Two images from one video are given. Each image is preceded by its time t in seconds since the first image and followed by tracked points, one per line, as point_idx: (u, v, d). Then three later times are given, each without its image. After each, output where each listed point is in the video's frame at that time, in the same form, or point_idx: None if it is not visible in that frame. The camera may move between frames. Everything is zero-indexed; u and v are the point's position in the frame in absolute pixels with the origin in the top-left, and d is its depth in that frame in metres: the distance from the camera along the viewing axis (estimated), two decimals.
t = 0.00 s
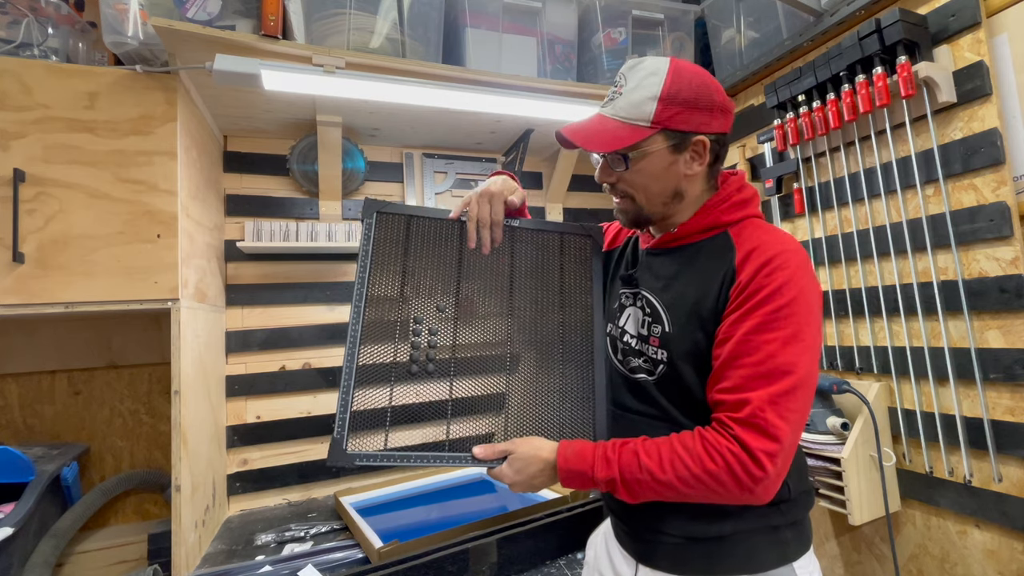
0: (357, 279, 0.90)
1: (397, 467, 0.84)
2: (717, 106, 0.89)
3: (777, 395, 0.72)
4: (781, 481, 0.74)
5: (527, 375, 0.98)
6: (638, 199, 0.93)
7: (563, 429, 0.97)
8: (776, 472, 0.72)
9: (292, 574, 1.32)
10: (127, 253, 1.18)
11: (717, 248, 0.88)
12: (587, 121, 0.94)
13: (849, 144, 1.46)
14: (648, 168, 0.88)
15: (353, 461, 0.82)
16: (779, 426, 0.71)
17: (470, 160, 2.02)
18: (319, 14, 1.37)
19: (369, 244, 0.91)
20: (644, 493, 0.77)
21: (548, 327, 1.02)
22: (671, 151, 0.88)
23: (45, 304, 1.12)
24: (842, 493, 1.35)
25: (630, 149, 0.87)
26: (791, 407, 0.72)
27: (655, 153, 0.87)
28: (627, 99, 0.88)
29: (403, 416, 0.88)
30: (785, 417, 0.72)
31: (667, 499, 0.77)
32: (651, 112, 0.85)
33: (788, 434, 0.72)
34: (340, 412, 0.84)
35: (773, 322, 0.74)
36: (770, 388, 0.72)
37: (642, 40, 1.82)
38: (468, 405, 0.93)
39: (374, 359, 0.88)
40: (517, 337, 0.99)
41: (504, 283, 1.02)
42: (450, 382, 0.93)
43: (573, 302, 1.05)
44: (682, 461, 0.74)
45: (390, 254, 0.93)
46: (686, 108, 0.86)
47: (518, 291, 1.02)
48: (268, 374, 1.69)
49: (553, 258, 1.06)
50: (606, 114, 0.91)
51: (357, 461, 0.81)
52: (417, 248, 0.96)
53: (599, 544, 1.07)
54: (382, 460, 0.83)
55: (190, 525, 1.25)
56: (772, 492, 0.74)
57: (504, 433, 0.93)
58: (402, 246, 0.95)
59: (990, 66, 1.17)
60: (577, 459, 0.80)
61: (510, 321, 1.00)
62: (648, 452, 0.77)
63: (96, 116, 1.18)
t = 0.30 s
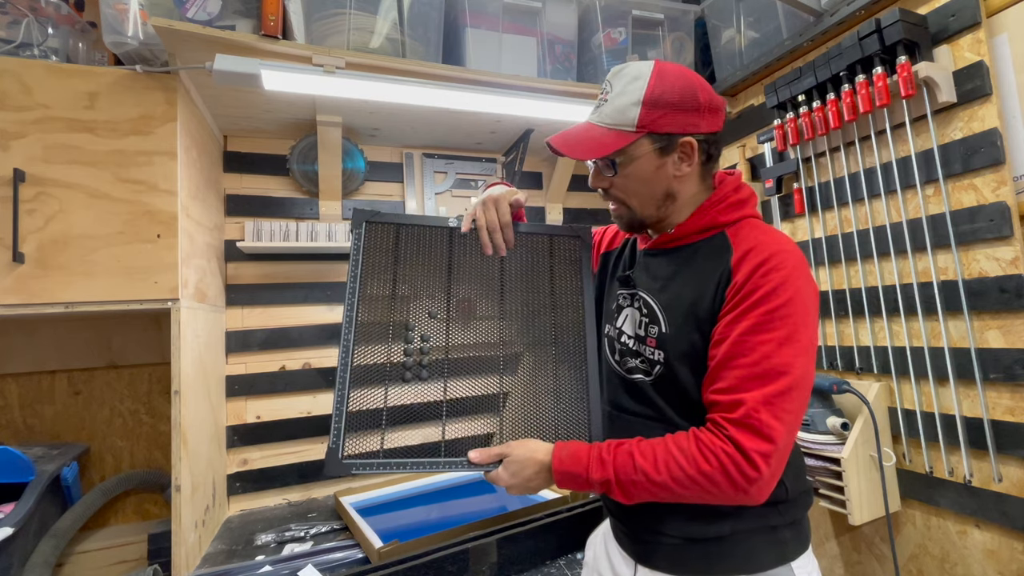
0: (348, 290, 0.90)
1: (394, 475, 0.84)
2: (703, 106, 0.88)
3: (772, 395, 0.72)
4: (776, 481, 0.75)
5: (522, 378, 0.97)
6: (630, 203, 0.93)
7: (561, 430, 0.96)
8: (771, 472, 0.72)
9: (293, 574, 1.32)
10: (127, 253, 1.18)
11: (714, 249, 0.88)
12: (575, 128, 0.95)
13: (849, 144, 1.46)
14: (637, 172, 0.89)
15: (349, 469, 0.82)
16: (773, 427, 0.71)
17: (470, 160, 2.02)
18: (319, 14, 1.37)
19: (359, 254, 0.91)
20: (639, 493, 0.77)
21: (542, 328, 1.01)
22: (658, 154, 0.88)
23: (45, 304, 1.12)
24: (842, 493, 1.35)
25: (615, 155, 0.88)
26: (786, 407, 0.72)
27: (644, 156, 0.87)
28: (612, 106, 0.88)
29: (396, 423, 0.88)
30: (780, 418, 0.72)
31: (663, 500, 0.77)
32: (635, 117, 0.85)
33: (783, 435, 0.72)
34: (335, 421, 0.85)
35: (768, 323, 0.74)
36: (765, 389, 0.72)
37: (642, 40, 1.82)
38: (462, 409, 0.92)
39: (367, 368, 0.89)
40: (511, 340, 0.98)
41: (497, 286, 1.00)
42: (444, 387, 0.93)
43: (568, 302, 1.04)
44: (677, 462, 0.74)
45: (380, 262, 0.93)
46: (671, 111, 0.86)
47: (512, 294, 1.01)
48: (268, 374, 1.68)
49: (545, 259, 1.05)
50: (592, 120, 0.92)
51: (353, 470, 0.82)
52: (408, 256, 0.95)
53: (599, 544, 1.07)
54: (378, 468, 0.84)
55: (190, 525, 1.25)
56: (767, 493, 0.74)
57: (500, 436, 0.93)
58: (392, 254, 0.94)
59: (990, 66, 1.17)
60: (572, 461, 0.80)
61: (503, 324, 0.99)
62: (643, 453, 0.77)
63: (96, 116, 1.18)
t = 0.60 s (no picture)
0: (338, 303, 0.92)
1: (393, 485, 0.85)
2: (702, 103, 0.89)
3: (770, 394, 0.72)
4: (775, 480, 0.74)
5: (519, 380, 0.96)
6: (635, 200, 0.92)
7: (561, 433, 0.94)
8: (770, 471, 0.72)
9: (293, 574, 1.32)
10: (127, 253, 1.18)
11: (713, 248, 0.88)
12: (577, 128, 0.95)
13: (849, 144, 1.46)
14: (640, 167, 0.88)
15: (349, 483, 0.84)
16: (771, 425, 0.71)
17: (470, 160, 2.02)
18: (319, 14, 1.37)
19: (347, 267, 0.94)
20: (638, 495, 0.77)
21: (537, 328, 0.99)
22: (660, 150, 0.88)
23: (45, 304, 1.12)
24: (842, 493, 1.35)
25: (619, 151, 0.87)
26: (784, 406, 0.72)
27: (646, 151, 0.87)
28: (613, 104, 0.89)
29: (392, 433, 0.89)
30: (779, 416, 0.72)
31: (662, 501, 0.77)
32: (637, 113, 0.86)
33: (782, 433, 0.72)
34: (333, 435, 0.86)
35: (767, 321, 0.74)
36: (764, 388, 0.72)
37: (643, 40, 1.82)
38: (458, 416, 0.92)
39: (361, 380, 0.90)
40: (505, 343, 0.97)
41: (488, 289, 1.00)
42: (439, 393, 0.92)
43: (562, 301, 1.02)
44: (676, 462, 0.74)
45: (369, 273, 0.95)
46: (672, 106, 0.86)
47: (503, 295, 1.00)
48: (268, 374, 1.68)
49: (536, 259, 1.04)
50: (594, 119, 0.92)
51: (353, 484, 0.84)
52: (395, 265, 0.97)
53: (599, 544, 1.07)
54: (376, 480, 0.85)
55: (190, 525, 1.25)
56: (766, 492, 0.74)
57: (499, 441, 0.92)
58: (380, 264, 0.96)
59: (990, 66, 1.17)
60: (571, 463, 0.80)
61: (496, 328, 0.98)
62: (641, 454, 0.77)
63: (96, 116, 1.18)
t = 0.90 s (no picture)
0: (337, 314, 0.95)
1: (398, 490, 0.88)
2: (703, 97, 0.90)
3: (770, 392, 0.72)
4: (775, 479, 0.74)
5: (517, 382, 0.94)
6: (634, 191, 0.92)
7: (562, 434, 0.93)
8: (769, 469, 0.72)
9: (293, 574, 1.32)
10: (127, 253, 1.18)
11: (713, 249, 0.88)
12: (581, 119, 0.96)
13: (849, 144, 1.47)
14: (640, 155, 0.88)
15: (356, 489, 0.87)
16: (771, 423, 0.71)
17: (470, 160, 2.02)
18: (319, 14, 1.37)
19: (344, 279, 0.96)
20: (638, 495, 0.77)
21: (536, 328, 0.96)
22: (660, 138, 0.88)
23: (45, 304, 1.12)
24: (842, 493, 1.35)
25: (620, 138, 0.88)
26: (783, 403, 0.72)
27: (647, 140, 0.88)
28: (615, 94, 0.90)
29: (394, 439, 0.90)
30: (778, 414, 0.72)
31: (662, 501, 0.77)
32: (638, 101, 0.87)
33: (781, 431, 0.72)
34: (339, 443, 0.90)
35: (767, 320, 0.74)
36: (763, 385, 0.72)
37: (643, 40, 1.82)
38: (458, 420, 0.92)
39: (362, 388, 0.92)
40: (502, 345, 0.95)
41: (483, 289, 0.98)
42: (437, 398, 0.92)
43: (561, 299, 0.97)
44: (675, 461, 0.74)
45: (366, 283, 0.96)
46: (672, 97, 0.87)
47: (498, 296, 0.97)
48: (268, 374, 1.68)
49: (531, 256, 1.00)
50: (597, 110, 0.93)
51: (359, 490, 0.87)
52: (390, 271, 0.97)
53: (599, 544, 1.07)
54: (381, 486, 0.87)
55: (190, 525, 1.25)
56: (766, 490, 0.74)
57: (500, 443, 0.92)
58: (375, 272, 0.97)
59: (990, 66, 1.17)
60: (570, 467, 0.79)
61: (492, 329, 0.96)
62: (640, 455, 0.77)
63: (96, 116, 1.18)
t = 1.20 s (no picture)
0: (342, 326, 0.99)
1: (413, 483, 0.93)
2: (689, 94, 0.92)
3: (767, 384, 0.72)
4: (770, 472, 0.74)
5: (515, 381, 0.93)
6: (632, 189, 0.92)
7: (564, 430, 0.91)
8: (764, 461, 0.72)
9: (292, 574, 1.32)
10: (127, 252, 1.18)
11: (715, 247, 0.88)
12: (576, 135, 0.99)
13: (849, 144, 1.46)
14: (636, 154, 0.89)
15: (376, 484, 0.94)
16: (767, 415, 0.71)
17: (470, 160, 2.02)
18: (319, 14, 1.37)
19: (344, 291, 0.99)
20: (633, 490, 0.77)
21: (530, 328, 0.92)
22: (653, 135, 0.89)
23: (45, 304, 1.12)
24: (842, 493, 1.35)
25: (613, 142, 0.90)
26: (780, 396, 0.72)
27: (641, 139, 0.89)
28: (604, 105, 0.93)
29: (403, 440, 0.94)
30: (775, 406, 0.72)
31: (657, 496, 0.77)
32: (626, 106, 0.89)
33: (777, 423, 0.72)
34: (358, 444, 0.96)
35: (765, 314, 0.75)
36: (760, 378, 0.72)
37: (642, 40, 1.82)
38: (460, 420, 0.93)
39: (372, 392, 0.97)
40: (497, 345, 0.94)
41: (474, 289, 0.95)
42: (439, 400, 0.94)
43: (553, 297, 0.92)
44: (670, 455, 0.75)
45: (366, 292, 0.98)
46: (659, 97, 0.89)
47: (490, 296, 0.94)
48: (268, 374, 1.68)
49: (519, 252, 0.93)
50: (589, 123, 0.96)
51: (378, 485, 0.94)
52: (385, 279, 0.98)
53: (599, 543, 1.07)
54: (397, 481, 0.94)
55: (190, 525, 1.25)
56: (760, 484, 0.74)
57: (503, 441, 0.91)
58: (371, 280, 0.98)
59: (990, 66, 1.16)
60: (565, 465, 0.79)
61: (487, 330, 0.94)
62: (635, 450, 0.77)
63: (96, 116, 1.18)
